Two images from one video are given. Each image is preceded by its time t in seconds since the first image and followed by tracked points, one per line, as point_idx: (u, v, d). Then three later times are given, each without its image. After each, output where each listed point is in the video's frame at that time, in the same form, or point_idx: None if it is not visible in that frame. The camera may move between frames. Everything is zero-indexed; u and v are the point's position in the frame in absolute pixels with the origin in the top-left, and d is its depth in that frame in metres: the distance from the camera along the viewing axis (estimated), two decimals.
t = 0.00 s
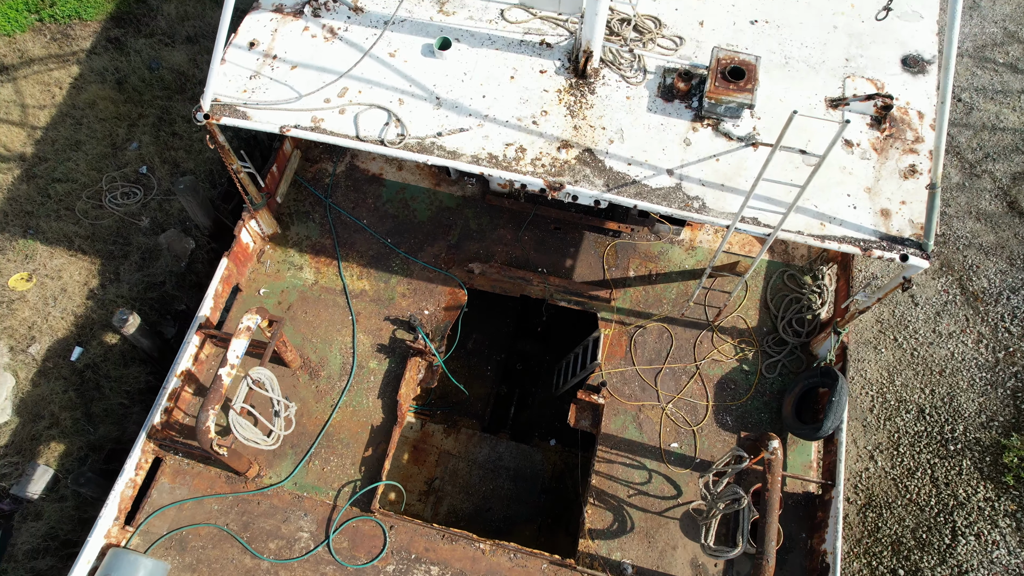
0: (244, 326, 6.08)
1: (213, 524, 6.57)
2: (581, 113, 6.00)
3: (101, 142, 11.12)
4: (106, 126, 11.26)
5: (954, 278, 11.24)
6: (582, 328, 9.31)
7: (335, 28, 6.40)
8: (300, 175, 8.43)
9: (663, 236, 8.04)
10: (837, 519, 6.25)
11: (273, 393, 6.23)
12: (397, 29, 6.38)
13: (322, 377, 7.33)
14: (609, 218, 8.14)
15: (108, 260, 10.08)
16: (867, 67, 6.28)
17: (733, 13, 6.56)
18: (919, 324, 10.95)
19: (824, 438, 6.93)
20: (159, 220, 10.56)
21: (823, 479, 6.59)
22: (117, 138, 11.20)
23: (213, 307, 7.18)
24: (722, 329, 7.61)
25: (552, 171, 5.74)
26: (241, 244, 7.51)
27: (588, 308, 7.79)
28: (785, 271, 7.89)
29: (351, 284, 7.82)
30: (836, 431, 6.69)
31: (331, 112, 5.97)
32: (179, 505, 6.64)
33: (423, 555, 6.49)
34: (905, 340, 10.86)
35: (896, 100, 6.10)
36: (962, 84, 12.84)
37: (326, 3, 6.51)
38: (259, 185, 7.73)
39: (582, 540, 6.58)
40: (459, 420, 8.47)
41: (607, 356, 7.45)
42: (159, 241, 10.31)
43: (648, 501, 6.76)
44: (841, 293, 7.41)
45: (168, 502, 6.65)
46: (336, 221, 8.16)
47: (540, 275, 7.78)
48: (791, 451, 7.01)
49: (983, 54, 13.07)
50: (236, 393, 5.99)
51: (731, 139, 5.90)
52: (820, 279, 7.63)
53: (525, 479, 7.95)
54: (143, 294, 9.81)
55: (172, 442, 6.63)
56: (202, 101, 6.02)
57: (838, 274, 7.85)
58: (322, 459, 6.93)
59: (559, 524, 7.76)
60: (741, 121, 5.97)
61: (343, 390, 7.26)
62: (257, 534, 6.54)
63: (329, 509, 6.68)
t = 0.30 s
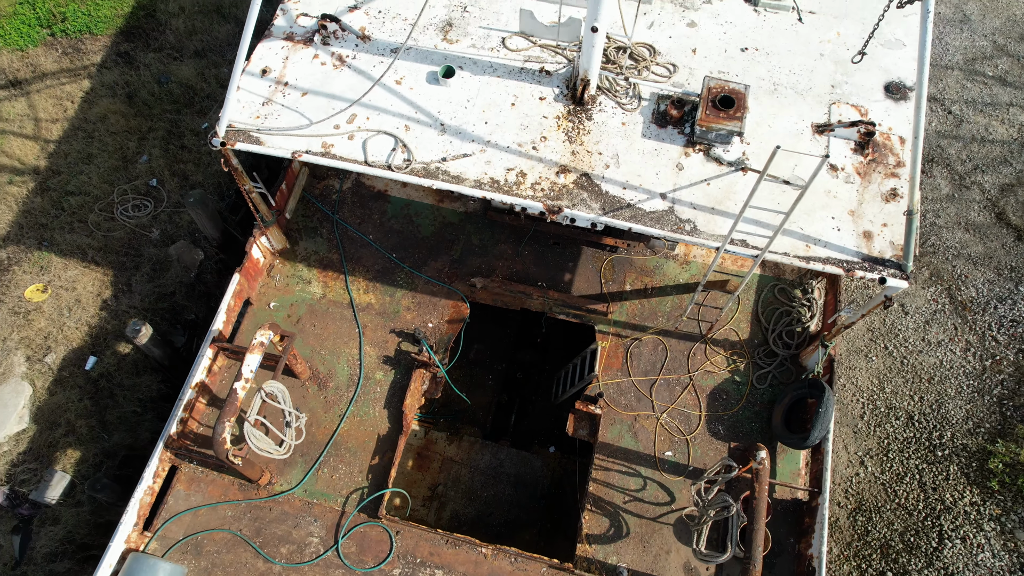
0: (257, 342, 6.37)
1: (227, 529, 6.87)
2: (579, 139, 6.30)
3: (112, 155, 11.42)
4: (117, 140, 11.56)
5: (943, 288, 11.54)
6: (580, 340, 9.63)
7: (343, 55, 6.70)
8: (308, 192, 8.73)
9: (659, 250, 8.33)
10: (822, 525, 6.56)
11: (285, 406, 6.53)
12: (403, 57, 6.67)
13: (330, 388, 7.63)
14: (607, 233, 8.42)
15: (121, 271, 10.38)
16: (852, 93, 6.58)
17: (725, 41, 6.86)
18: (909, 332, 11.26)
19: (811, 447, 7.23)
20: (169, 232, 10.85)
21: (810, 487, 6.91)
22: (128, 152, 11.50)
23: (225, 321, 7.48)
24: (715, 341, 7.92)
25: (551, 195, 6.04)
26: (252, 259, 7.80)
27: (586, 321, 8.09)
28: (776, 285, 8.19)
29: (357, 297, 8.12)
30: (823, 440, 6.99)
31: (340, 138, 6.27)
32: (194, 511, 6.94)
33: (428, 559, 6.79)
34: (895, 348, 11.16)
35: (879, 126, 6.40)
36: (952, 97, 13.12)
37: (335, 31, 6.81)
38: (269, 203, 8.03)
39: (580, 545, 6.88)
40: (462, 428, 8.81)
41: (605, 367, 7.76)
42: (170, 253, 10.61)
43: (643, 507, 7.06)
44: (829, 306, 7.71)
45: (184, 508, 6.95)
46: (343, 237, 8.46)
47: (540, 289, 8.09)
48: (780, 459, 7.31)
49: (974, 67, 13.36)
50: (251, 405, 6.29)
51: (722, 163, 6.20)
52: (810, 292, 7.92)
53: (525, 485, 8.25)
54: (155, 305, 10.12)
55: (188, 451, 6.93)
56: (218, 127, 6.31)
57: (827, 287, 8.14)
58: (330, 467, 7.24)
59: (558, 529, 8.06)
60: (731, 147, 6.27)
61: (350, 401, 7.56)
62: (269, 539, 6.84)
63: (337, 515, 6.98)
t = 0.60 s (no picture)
0: (269, 355, 6.67)
1: (238, 534, 7.17)
2: (576, 162, 6.58)
3: (122, 167, 11.70)
4: (126, 152, 11.85)
5: (933, 296, 11.82)
6: (578, 350, 9.84)
7: (350, 80, 6.98)
8: (315, 207, 9.03)
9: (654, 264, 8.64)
10: (809, 530, 6.86)
11: (294, 416, 6.82)
12: (408, 81, 6.96)
13: (337, 398, 7.92)
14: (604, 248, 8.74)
15: (131, 281, 10.67)
16: (838, 117, 6.86)
17: (716, 65, 7.14)
18: (899, 340, 11.54)
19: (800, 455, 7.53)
20: (178, 243, 11.13)
21: (797, 493, 7.21)
22: (138, 164, 11.78)
23: (236, 334, 7.77)
24: (708, 352, 8.20)
25: (549, 216, 6.32)
26: (261, 274, 8.09)
27: (584, 332, 8.38)
28: (768, 297, 8.47)
29: (363, 310, 8.41)
30: (811, 449, 7.28)
31: (348, 161, 6.56)
32: (207, 516, 7.23)
33: (431, 562, 7.08)
34: (886, 355, 11.45)
35: (863, 148, 6.69)
36: (943, 108, 13.39)
37: (342, 56, 7.09)
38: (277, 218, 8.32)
39: (577, 550, 7.17)
40: (463, 435, 9.17)
41: (601, 378, 8.05)
42: (179, 263, 10.89)
43: (638, 513, 7.36)
44: (818, 318, 8.00)
45: (198, 513, 7.25)
46: (348, 250, 8.74)
47: (539, 301, 8.40)
48: (770, 466, 7.60)
49: (964, 79, 13.64)
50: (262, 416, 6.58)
51: (713, 185, 6.48)
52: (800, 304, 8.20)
53: (525, 490, 8.54)
54: (165, 314, 10.39)
55: (201, 459, 7.22)
56: (231, 150, 6.60)
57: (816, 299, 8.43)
58: (338, 474, 7.53)
59: (557, 533, 8.34)
60: (722, 169, 6.55)
61: (356, 410, 7.85)
62: (279, 543, 7.14)
63: (345, 520, 7.28)
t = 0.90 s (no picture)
0: (278, 368, 6.93)
1: (248, 538, 7.43)
2: (573, 182, 6.85)
3: (130, 178, 11.97)
4: (135, 163, 12.11)
5: (924, 304, 12.08)
6: (576, 359, 10.15)
7: (356, 102, 7.25)
8: (320, 220, 9.30)
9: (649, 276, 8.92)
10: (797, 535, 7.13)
11: (302, 426, 7.08)
12: (412, 103, 7.23)
13: (342, 407, 8.19)
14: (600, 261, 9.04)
15: (141, 291, 10.93)
16: (826, 137, 7.12)
17: (709, 87, 7.40)
18: (891, 347, 11.81)
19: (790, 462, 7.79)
20: (186, 253, 11.40)
21: (786, 499, 7.49)
22: (146, 175, 12.05)
23: (245, 345, 8.03)
24: (702, 361, 8.47)
25: (548, 234, 6.58)
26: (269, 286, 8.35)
27: (582, 342, 8.64)
28: (759, 309, 8.74)
29: (368, 321, 8.67)
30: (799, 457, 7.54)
31: (354, 181, 6.82)
32: (218, 522, 7.50)
33: (434, 566, 7.35)
34: (878, 362, 11.72)
35: (850, 168, 6.96)
36: (935, 118, 13.65)
37: (348, 79, 7.37)
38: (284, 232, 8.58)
39: (575, 554, 7.44)
40: (464, 441, 9.44)
41: (598, 387, 8.31)
42: (186, 272, 11.14)
43: (634, 518, 7.63)
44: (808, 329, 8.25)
45: (209, 519, 7.51)
46: (353, 263, 9.01)
47: (537, 312, 8.68)
48: (761, 473, 7.87)
49: (956, 90, 13.90)
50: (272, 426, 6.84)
51: (704, 205, 6.74)
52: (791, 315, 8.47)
53: (525, 495, 8.81)
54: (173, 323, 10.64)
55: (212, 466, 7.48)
56: (242, 170, 6.86)
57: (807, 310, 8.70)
58: (343, 480, 7.81)
59: (556, 537, 8.61)
60: (713, 189, 6.81)
61: (361, 419, 8.12)
62: (287, 548, 7.40)
63: (351, 525, 7.55)
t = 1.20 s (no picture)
0: (287, 380, 7.19)
1: (257, 544, 7.68)
2: (571, 201, 7.11)
3: (138, 189, 12.23)
4: (142, 174, 12.36)
5: (915, 312, 12.34)
6: (574, 368, 10.47)
7: (361, 122, 7.51)
8: (325, 233, 9.56)
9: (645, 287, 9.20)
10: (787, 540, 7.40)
11: (310, 435, 7.33)
12: (415, 124, 7.48)
13: (347, 415, 8.45)
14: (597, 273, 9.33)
15: (149, 300, 11.19)
16: (815, 157, 7.38)
17: (703, 107, 7.66)
18: (882, 354, 12.08)
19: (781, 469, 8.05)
20: (193, 262, 11.65)
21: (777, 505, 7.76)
22: (153, 185, 12.31)
23: (254, 356, 8.29)
24: (696, 371, 8.74)
25: (546, 252, 6.83)
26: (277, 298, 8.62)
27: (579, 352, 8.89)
28: (752, 320, 9.01)
29: (372, 331, 8.93)
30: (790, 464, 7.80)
31: (360, 200, 7.07)
32: (228, 528, 7.75)
33: (437, 571, 7.60)
34: (870, 369, 11.98)
35: (838, 187, 7.22)
36: (927, 129, 13.90)
37: (354, 100, 7.63)
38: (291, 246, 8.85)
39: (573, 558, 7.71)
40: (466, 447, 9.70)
41: (596, 396, 8.58)
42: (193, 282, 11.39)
43: (630, 523, 7.89)
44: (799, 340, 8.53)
45: (219, 525, 7.76)
46: (358, 275, 9.27)
47: (537, 323, 8.96)
48: (753, 480, 8.13)
49: (947, 100, 14.15)
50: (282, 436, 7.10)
51: (697, 223, 7.00)
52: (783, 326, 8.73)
53: (524, 500, 9.07)
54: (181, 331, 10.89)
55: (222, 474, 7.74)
56: (251, 190, 7.11)
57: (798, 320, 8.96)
58: (349, 487, 8.08)
59: (554, 541, 8.88)
60: (706, 208, 7.07)
61: (366, 427, 8.38)
62: (294, 553, 7.65)
63: (356, 531, 7.80)
